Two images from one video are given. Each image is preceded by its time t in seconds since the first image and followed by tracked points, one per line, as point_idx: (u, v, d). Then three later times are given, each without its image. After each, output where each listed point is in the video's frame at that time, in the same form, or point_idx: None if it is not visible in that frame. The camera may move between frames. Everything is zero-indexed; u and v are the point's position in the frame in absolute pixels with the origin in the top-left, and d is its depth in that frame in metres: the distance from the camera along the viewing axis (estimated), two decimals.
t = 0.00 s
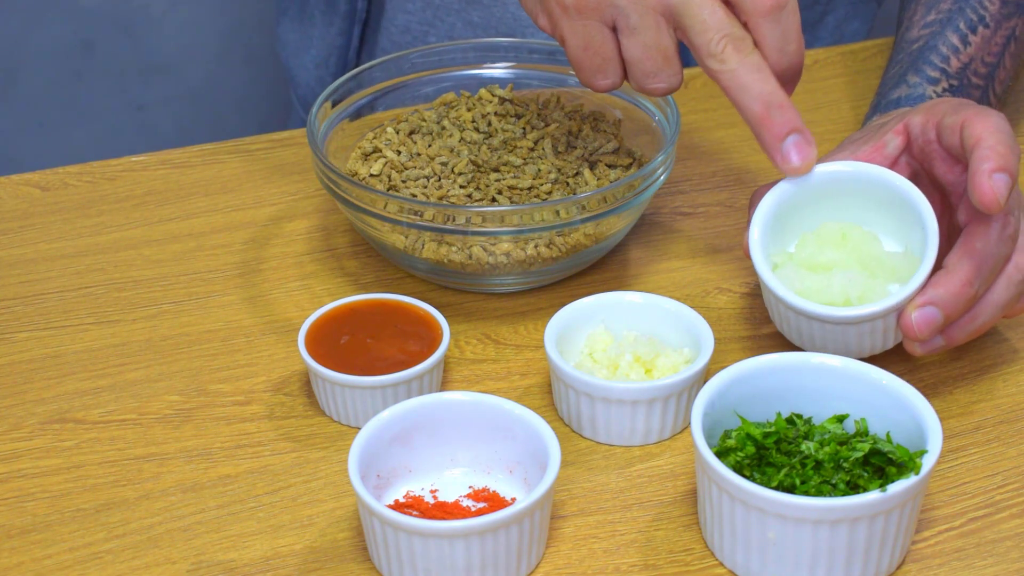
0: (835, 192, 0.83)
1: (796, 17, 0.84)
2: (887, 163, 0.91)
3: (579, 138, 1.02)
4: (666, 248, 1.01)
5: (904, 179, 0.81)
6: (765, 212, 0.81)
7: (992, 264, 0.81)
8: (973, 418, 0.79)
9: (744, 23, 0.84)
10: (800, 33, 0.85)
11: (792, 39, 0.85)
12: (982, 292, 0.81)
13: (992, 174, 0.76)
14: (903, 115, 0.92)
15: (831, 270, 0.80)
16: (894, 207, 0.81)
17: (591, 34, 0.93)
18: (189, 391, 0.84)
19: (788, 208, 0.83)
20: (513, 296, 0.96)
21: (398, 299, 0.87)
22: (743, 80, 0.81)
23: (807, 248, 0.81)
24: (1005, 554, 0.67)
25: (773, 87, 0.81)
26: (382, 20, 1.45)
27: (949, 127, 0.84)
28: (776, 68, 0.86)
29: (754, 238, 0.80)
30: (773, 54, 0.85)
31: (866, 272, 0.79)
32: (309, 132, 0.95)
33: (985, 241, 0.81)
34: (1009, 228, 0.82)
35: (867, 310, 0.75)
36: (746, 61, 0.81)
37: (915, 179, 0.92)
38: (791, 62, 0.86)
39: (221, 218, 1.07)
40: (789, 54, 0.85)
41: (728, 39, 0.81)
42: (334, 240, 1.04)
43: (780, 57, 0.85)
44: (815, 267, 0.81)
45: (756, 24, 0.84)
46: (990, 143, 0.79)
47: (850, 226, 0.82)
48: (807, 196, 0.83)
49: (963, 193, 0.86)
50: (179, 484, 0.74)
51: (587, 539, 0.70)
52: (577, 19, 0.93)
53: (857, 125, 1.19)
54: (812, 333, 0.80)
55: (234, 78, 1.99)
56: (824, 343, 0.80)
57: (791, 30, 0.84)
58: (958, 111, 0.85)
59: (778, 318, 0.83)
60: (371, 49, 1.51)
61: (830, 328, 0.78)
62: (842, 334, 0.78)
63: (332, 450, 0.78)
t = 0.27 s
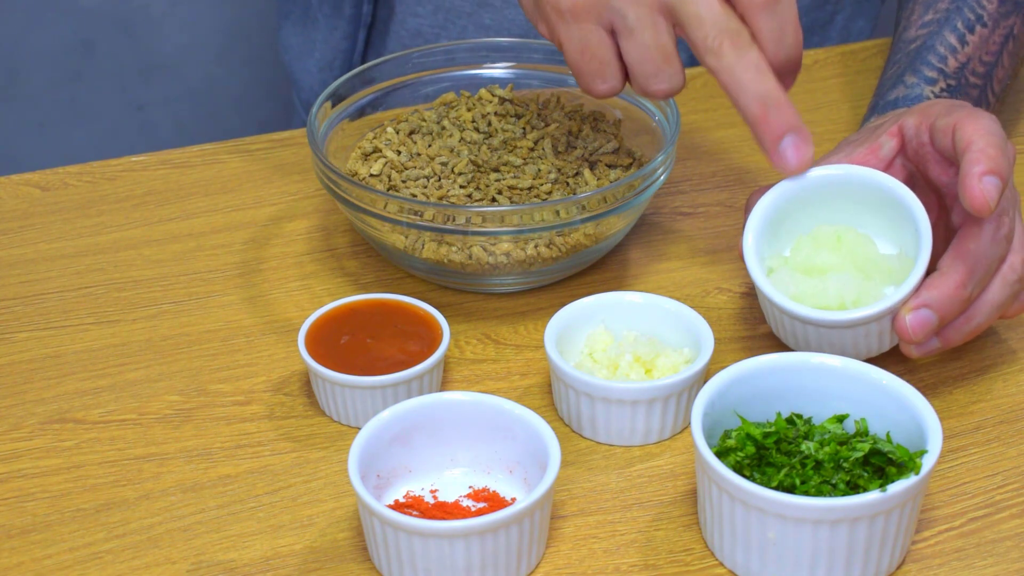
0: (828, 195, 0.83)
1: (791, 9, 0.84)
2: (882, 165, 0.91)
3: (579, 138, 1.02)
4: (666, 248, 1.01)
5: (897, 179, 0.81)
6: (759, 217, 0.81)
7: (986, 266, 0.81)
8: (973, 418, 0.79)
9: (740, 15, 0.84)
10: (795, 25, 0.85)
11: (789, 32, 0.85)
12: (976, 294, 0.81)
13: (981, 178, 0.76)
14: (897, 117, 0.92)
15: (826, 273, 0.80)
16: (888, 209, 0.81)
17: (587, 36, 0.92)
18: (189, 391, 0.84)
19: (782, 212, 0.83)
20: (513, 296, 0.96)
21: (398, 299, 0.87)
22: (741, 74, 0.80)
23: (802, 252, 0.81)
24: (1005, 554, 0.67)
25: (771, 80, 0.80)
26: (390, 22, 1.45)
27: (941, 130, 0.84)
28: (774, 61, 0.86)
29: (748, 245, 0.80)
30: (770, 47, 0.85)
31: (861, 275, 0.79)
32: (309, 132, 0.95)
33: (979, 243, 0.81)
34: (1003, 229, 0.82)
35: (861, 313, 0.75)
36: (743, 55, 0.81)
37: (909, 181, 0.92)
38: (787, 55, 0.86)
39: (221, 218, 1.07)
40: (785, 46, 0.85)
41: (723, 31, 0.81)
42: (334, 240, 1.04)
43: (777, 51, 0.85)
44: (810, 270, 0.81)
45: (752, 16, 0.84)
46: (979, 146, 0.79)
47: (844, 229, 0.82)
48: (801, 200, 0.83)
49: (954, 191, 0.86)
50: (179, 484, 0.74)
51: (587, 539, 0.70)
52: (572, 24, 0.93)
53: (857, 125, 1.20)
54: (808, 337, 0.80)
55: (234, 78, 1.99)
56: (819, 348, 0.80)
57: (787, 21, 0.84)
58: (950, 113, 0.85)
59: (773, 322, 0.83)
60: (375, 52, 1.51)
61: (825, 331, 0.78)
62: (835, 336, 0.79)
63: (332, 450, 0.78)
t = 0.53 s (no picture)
0: (824, 196, 0.83)
1: (788, 9, 0.84)
2: (879, 165, 0.91)
3: (579, 138, 1.02)
4: (667, 249, 1.01)
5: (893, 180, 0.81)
6: (755, 216, 0.81)
7: (981, 268, 0.81)
8: (973, 418, 0.79)
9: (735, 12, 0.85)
10: (793, 25, 0.85)
11: (786, 31, 0.85)
12: (971, 295, 0.81)
13: (975, 180, 0.76)
14: (895, 118, 0.92)
15: (821, 273, 0.81)
16: (884, 209, 0.81)
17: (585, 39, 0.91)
18: (189, 391, 0.84)
19: (778, 213, 0.83)
20: (513, 296, 0.96)
21: (398, 299, 0.87)
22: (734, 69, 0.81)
23: (798, 251, 0.81)
24: (1005, 554, 0.67)
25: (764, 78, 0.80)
26: (395, 22, 1.45)
27: (937, 131, 0.84)
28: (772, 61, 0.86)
29: (744, 245, 0.80)
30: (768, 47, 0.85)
31: (857, 275, 0.80)
32: (309, 132, 0.95)
33: (973, 244, 0.81)
34: (998, 230, 0.82)
35: (856, 314, 0.76)
36: (736, 51, 0.81)
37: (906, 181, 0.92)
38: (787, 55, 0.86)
39: (221, 218, 1.07)
40: (783, 47, 0.85)
41: (716, 26, 0.82)
42: (334, 240, 1.04)
43: (774, 50, 0.85)
44: (806, 271, 0.81)
45: (747, 13, 0.85)
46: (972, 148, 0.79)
47: (841, 229, 0.82)
48: (797, 199, 0.83)
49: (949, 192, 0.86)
50: (179, 484, 0.74)
51: (587, 539, 0.70)
52: (570, 26, 0.91)
53: (857, 125, 1.20)
54: (804, 338, 0.80)
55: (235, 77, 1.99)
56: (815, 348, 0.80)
57: (784, 21, 0.84)
58: (946, 115, 0.85)
59: (770, 323, 0.83)
60: (378, 53, 1.51)
61: (821, 332, 0.79)
62: (832, 337, 0.79)
63: (332, 450, 0.78)
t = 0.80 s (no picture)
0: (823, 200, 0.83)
1: (790, 34, 0.84)
2: (879, 167, 0.91)
3: (579, 138, 1.02)
4: (667, 249, 1.01)
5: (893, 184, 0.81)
6: (755, 221, 0.81)
7: (981, 271, 0.81)
8: (973, 418, 0.79)
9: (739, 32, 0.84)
10: (793, 49, 0.85)
11: (788, 55, 0.85)
12: (972, 298, 0.81)
13: (974, 184, 0.76)
14: (893, 120, 0.92)
15: (821, 277, 0.81)
16: (884, 213, 0.81)
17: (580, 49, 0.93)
18: (189, 391, 0.84)
19: (777, 217, 0.83)
20: (513, 296, 0.96)
21: (398, 299, 0.87)
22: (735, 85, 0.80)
23: (798, 256, 0.82)
24: (1005, 554, 0.67)
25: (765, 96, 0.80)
26: (397, 23, 1.45)
27: (936, 134, 0.84)
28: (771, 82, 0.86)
29: (744, 249, 0.80)
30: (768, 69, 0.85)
31: (857, 279, 0.80)
32: (309, 131, 0.95)
33: (974, 248, 0.81)
34: (997, 233, 0.82)
35: (855, 318, 0.76)
36: (737, 68, 0.81)
37: (904, 183, 0.92)
38: (786, 78, 0.86)
39: (221, 218, 1.07)
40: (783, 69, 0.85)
41: (718, 45, 0.81)
42: (334, 240, 1.04)
43: (773, 71, 0.85)
44: (806, 275, 0.81)
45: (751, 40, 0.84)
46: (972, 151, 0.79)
47: (841, 233, 0.82)
48: (797, 204, 0.83)
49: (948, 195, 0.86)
50: (179, 484, 0.74)
51: (587, 539, 0.70)
52: (568, 37, 0.94)
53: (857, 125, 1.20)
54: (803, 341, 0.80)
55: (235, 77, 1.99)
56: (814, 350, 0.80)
57: (786, 44, 0.84)
58: (945, 117, 0.85)
59: (770, 327, 0.83)
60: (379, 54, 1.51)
61: (820, 336, 0.79)
62: (832, 340, 0.79)
63: (332, 450, 0.78)
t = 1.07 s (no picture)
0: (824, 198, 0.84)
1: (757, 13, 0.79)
2: (880, 167, 0.91)
3: (579, 138, 1.02)
4: (667, 249, 1.01)
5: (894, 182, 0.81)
6: (755, 217, 0.82)
7: (982, 270, 0.81)
8: (973, 418, 0.79)
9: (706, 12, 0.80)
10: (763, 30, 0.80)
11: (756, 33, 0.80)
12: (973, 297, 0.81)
13: (976, 183, 0.76)
14: (895, 119, 0.92)
15: (822, 276, 0.81)
16: (885, 212, 0.81)
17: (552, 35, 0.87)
18: (189, 391, 0.84)
19: (777, 217, 0.83)
20: (513, 296, 0.96)
21: (398, 299, 0.87)
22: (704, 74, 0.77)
23: (798, 254, 0.82)
24: (1005, 554, 0.67)
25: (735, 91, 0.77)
26: (398, 25, 1.45)
27: (938, 133, 0.84)
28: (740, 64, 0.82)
29: (744, 248, 0.81)
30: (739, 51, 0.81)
31: (858, 278, 0.80)
32: (309, 132, 0.95)
33: (975, 247, 0.81)
34: (998, 231, 0.82)
35: (856, 316, 0.76)
36: (702, 55, 0.77)
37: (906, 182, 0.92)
38: (759, 56, 0.81)
39: (221, 218, 1.07)
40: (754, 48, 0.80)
41: (683, 30, 0.77)
42: (333, 240, 1.04)
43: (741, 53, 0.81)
44: (806, 273, 0.81)
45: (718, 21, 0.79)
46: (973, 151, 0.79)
47: (841, 232, 0.82)
48: (797, 201, 0.83)
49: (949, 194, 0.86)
50: (179, 484, 0.74)
51: (587, 539, 0.70)
52: (535, 25, 0.88)
53: (858, 125, 1.20)
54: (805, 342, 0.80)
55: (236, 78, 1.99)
56: (814, 350, 0.80)
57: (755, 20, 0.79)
58: (946, 116, 0.85)
59: (771, 327, 0.83)
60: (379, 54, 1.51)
61: (822, 336, 0.79)
62: (833, 340, 0.79)
63: (332, 450, 0.78)
